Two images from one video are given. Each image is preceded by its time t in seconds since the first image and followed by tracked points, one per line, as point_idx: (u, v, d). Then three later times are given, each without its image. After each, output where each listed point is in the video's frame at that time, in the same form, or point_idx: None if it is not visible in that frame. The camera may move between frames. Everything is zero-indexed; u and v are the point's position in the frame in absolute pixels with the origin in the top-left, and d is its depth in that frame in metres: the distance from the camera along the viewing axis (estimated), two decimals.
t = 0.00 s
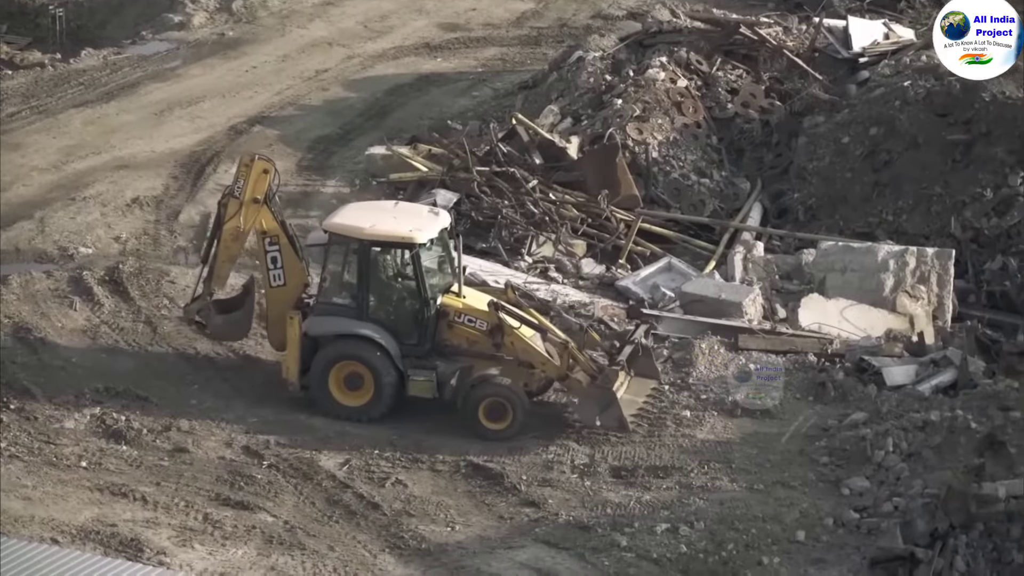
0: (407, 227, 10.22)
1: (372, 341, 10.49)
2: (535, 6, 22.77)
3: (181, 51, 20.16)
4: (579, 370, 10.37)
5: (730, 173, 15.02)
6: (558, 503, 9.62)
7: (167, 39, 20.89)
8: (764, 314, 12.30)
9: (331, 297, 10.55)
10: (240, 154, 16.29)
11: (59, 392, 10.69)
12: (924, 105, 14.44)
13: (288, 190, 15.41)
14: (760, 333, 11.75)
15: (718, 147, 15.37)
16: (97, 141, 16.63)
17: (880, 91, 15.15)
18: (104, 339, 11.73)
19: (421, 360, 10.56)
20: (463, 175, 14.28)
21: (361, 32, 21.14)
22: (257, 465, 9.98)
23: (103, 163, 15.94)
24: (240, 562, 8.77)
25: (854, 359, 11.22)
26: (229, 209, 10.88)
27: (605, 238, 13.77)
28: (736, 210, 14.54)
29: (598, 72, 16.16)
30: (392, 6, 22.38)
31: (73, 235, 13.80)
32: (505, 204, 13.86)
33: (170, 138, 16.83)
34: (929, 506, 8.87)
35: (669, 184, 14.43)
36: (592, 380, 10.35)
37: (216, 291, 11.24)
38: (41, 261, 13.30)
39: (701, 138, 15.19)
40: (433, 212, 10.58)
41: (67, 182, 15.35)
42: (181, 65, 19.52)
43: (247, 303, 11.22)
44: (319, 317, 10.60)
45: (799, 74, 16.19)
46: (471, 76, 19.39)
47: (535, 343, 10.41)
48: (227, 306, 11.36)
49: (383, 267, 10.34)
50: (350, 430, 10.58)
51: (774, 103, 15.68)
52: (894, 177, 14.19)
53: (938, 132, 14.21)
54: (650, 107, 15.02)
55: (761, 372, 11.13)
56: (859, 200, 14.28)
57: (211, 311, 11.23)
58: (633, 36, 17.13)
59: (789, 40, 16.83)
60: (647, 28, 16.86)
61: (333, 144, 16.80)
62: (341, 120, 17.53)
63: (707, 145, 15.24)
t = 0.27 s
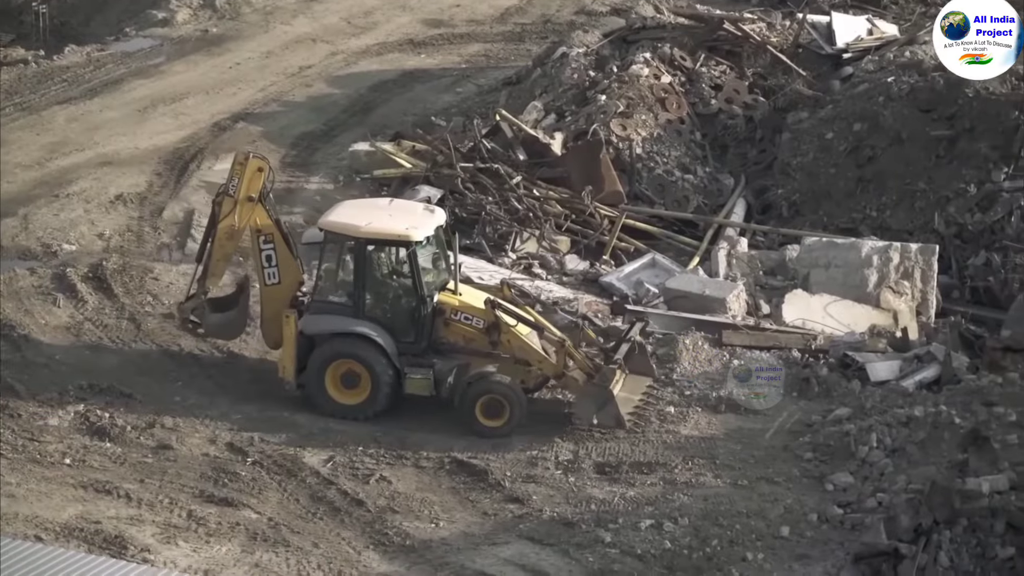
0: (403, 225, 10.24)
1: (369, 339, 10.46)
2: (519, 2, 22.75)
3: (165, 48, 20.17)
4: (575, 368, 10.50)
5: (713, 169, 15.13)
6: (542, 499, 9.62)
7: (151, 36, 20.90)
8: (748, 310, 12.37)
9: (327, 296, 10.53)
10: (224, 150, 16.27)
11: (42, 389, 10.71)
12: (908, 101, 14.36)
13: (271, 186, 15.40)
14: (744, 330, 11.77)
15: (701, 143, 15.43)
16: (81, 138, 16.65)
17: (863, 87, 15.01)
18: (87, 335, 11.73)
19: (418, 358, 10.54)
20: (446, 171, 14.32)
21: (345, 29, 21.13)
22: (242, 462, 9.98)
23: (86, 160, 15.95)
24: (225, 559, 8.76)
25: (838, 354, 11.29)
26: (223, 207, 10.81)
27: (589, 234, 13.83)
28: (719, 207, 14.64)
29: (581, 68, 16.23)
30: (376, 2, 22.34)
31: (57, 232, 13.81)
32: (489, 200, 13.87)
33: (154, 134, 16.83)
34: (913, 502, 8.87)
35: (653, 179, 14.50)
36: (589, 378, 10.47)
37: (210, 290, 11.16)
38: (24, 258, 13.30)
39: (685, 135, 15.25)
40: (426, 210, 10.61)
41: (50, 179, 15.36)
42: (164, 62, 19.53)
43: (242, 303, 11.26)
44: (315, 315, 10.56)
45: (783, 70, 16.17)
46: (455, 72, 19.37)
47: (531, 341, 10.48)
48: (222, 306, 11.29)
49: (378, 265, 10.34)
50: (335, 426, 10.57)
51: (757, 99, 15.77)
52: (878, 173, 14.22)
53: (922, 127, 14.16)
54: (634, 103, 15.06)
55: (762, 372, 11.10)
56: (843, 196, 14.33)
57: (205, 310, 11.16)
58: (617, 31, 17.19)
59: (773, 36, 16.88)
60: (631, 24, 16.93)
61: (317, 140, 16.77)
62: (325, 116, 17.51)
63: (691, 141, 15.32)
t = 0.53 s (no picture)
0: (396, 223, 10.21)
1: (364, 338, 10.42)
2: None
3: (143, 46, 20.16)
4: (570, 367, 10.42)
5: (692, 166, 15.22)
6: (522, 497, 9.63)
7: (130, 33, 20.89)
8: (728, 307, 12.41)
9: (322, 296, 10.53)
10: (203, 148, 16.24)
11: (21, 388, 10.70)
12: (887, 98, 14.45)
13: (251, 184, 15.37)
14: (724, 327, 11.88)
15: (680, 140, 15.49)
16: (60, 137, 16.61)
17: (842, 84, 15.11)
18: (66, 335, 11.73)
19: (413, 356, 10.50)
20: (425, 170, 14.31)
21: (323, 27, 21.14)
22: (222, 460, 9.98)
23: (65, 158, 15.92)
24: (204, 557, 8.75)
25: (817, 352, 11.33)
26: (215, 209, 10.80)
27: (568, 232, 13.86)
28: (699, 204, 14.66)
29: (560, 66, 16.25)
30: None
31: (35, 231, 13.80)
32: (468, 199, 13.89)
33: (133, 133, 16.79)
34: (893, 499, 8.87)
35: (632, 177, 14.50)
36: (583, 376, 10.38)
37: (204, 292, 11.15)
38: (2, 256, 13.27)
39: (664, 132, 15.33)
40: (420, 208, 10.57)
41: (30, 178, 15.33)
42: (143, 60, 19.51)
43: (236, 305, 11.19)
44: (309, 315, 10.54)
45: (761, 66, 16.24)
46: (435, 70, 19.39)
47: (526, 339, 10.42)
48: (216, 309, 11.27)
49: (371, 265, 10.32)
50: (314, 425, 10.57)
51: (737, 96, 15.76)
52: (856, 170, 14.30)
53: (900, 124, 14.26)
54: (613, 101, 15.12)
55: (763, 372, 11.06)
56: (822, 193, 14.39)
57: (199, 313, 11.16)
58: (596, 29, 17.19)
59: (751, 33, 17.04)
60: (609, 22, 16.92)
61: (296, 138, 16.77)
62: (304, 114, 17.50)
63: (670, 138, 15.38)
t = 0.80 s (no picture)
0: (397, 219, 10.24)
1: (365, 334, 10.42)
2: None
3: (127, 41, 20.15)
4: (571, 363, 10.47)
5: (677, 161, 15.25)
6: (508, 491, 9.63)
7: (113, 28, 20.90)
8: (712, 302, 12.50)
9: (323, 293, 10.54)
10: (187, 144, 16.23)
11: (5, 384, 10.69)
12: (871, 92, 14.62)
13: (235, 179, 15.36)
14: (709, 321, 11.93)
15: (665, 135, 15.53)
16: (43, 132, 16.58)
17: (827, 78, 15.25)
18: (51, 331, 11.72)
19: (415, 352, 10.53)
20: (410, 165, 14.26)
21: (308, 22, 21.21)
22: (207, 455, 9.97)
23: (49, 153, 15.89)
24: (190, 553, 8.74)
25: (802, 346, 11.39)
26: (216, 208, 10.75)
27: (553, 227, 13.90)
28: (683, 199, 14.78)
29: (545, 61, 16.28)
30: None
31: (19, 226, 13.79)
32: (453, 193, 13.92)
33: (117, 128, 16.76)
34: (878, 493, 8.86)
35: (617, 171, 14.61)
36: (583, 372, 10.41)
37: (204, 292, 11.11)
38: None
39: (648, 127, 15.39)
40: (420, 204, 10.62)
41: (14, 173, 15.29)
42: (127, 55, 19.50)
43: (237, 304, 11.16)
44: (311, 312, 10.54)
45: (746, 61, 16.23)
46: (418, 65, 19.46)
47: (527, 334, 10.47)
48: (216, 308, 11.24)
49: (371, 261, 10.35)
50: (299, 420, 10.57)
51: (721, 90, 15.83)
52: (841, 164, 14.44)
53: (885, 118, 14.40)
54: (597, 95, 15.21)
55: (762, 372, 11.02)
56: (806, 187, 14.53)
57: (199, 313, 11.12)
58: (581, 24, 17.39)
59: (736, 27, 16.96)
60: (593, 17, 17.09)
61: (280, 133, 16.79)
62: (288, 109, 17.51)
63: (655, 134, 15.43)
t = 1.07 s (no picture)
0: (398, 218, 10.17)
1: (367, 335, 10.39)
2: None
3: (116, 39, 20.16)
4: (571, 364, 10.56)
5: (666, 159, 15.30)
6: (497, 490, 9.63)
7: (102, 27, 20.91)
8: (702, 300, 12.48)
9: (324, 293, 10.47)
10: (176, 143, 16.22)
11: None
12: (859, 91, 14.72)
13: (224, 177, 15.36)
14: (698, 320, 11.93)
15: (654, 133, 15.63)
16: (32, 131, 16.55)
17: (815, 76, 15.33)
18: (39, 331, 11.71)
19: (417, 351, 10.52)
20: (399, 163, 14.29)
21: (297, 21, 21.27)
22: (196, 454, 9.96)
23: (38, 152, 15.86)
24: (179, 553, 8.73)
25: (791, 344, 11.39)
26: (216, 209, 10.70)
27: (542, 225, 13.89)
28: (672, 196, 14.83)
29: (533, 59, 16.31)
30: None
31: (7, 226, 13.77)
32: (442, 192, 13.94)
33: (105, 127, 16.76)
34: (868, 491, 8.86)
35: (606, 169, 14.66)
36: (584, 373, 10.50)
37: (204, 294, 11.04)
38: None
39: (637, 125, 15.44)
40: (420, 203, 10.55)
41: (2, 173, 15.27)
42: (116, 54, 19.49)
43: (237, 306, 11.11)
44: (312, 313, 10.49)
45: (734, 59, 16.37)
46: (407, 63, 19.53)
47: (529, 334, 10.51)
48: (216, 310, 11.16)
49: (372, 261, 10.28)
50: (288, 419, 10.56)
51: (709, 89, 15.89)
52: (830, 162, 14.49)
53: (873, 117, 14.48)
54: (586, 94, 15.17)
55: (763, 372, 10.96)
56: (795, 185, 14.58)
57: (199, 314, 11.04)
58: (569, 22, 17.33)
59: (725, 25, 16.93)
60: (582, 16, 17.10)
61: (269, 132, 16.81)
62: (277, 108, 17.54)
63: (644, 132, 15.50)
